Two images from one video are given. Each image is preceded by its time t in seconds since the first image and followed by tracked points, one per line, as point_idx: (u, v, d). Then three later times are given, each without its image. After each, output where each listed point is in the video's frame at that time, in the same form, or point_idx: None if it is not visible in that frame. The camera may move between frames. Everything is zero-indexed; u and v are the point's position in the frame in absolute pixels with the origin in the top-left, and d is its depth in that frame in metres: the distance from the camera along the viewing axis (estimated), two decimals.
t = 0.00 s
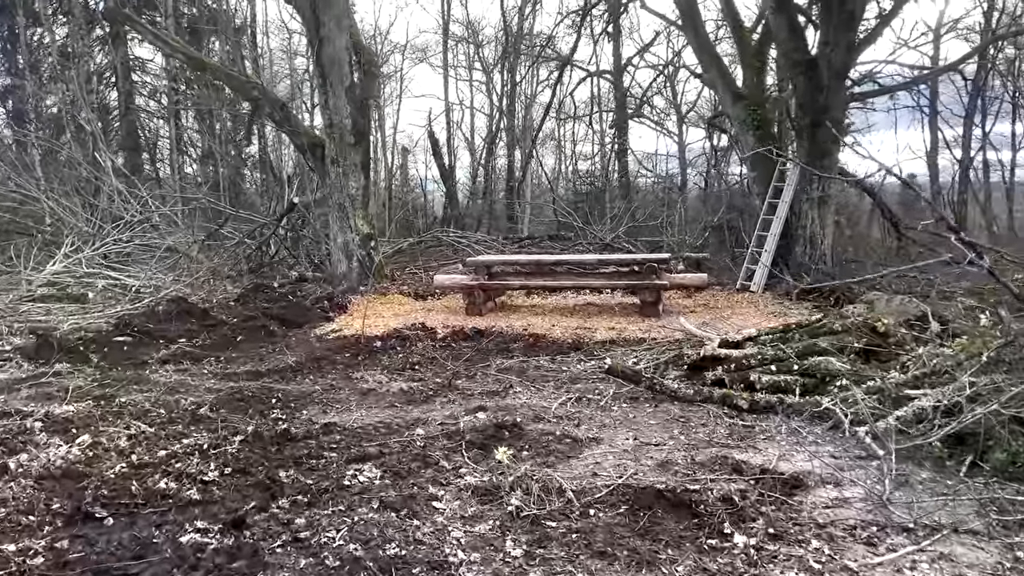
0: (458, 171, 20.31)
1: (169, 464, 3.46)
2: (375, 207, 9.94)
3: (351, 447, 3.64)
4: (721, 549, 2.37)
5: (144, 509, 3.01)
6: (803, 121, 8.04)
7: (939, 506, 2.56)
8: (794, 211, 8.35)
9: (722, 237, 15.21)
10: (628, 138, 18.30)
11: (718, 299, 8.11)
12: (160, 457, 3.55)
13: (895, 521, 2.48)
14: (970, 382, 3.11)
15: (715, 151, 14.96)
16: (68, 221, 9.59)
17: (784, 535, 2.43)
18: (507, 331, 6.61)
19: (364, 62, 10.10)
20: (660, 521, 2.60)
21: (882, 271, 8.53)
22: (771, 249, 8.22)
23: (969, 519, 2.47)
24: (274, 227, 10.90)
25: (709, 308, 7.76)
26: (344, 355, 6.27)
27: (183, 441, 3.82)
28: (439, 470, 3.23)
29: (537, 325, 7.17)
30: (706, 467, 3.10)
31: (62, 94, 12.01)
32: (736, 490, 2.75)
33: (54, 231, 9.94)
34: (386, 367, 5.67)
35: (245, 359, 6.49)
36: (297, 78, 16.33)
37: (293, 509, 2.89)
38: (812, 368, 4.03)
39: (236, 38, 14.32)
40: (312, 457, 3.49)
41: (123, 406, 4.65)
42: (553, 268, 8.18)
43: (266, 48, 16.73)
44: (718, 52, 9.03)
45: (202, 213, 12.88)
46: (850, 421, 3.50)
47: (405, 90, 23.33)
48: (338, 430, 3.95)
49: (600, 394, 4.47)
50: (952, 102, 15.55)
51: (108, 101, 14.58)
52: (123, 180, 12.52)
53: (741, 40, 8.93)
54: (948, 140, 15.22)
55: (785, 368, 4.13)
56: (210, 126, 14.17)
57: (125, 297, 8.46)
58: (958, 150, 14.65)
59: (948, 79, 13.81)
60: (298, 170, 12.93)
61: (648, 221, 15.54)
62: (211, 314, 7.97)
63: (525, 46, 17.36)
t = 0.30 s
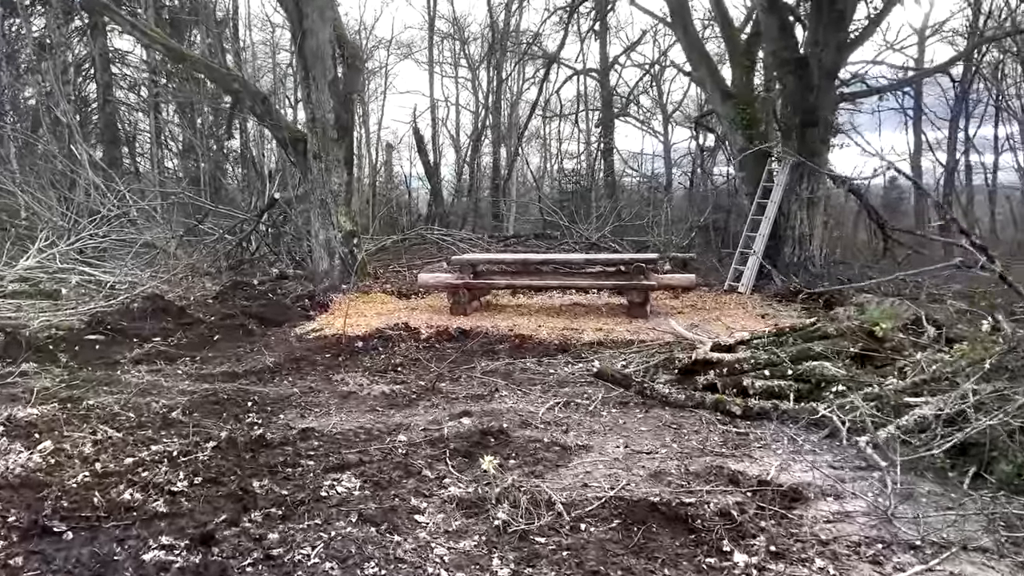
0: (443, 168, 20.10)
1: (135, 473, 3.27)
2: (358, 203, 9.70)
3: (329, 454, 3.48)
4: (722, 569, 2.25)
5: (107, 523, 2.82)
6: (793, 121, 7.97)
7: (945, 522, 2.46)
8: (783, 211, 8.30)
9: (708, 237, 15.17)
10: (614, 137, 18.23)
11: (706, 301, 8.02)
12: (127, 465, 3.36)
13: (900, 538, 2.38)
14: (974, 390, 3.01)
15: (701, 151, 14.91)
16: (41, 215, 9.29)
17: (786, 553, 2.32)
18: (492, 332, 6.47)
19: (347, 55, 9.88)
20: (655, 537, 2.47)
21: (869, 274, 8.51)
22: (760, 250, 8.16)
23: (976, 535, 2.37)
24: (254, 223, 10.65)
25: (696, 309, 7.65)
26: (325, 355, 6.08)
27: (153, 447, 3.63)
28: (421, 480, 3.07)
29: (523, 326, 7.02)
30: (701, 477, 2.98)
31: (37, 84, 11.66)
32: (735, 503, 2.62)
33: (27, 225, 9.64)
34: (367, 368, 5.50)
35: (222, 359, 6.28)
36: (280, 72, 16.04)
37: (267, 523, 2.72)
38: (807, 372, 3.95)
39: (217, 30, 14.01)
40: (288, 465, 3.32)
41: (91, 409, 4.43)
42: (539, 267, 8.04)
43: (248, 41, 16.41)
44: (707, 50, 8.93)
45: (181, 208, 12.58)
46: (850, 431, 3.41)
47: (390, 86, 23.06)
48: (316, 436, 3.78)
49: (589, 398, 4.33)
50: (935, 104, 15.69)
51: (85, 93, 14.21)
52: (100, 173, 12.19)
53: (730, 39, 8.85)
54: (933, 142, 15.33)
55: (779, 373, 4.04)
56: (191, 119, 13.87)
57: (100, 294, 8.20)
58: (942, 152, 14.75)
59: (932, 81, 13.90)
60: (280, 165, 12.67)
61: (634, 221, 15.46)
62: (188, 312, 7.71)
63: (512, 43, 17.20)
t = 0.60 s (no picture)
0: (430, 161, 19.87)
1: (106, 479, 3.07)
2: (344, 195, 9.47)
3: (314, 459, 3.30)
4: None
5: (74, 534, 2.64)
6: (788, 117, 7.86)
7: (964, 537, 2.34)
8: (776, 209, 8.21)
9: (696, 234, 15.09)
10: (603, 132, 18.10)
11: (698, 298, 7.91)
12: (98, 469, 3.16)
13: (920, 555, 2.26)
14: (987, 397, 2.89)
15: (691, 147, 14.82)
16: (16, 204, 8.98)
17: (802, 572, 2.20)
18: (481, 329, 6.30)
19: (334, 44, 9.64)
20: (662, 553, 2.34)
21: (861, 273, 8.45)
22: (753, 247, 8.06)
23: (998, 552, 2.25)
24: (237, 214, 10.38)
25: (688, 308, 7.54)
26: (309, 352, 5.89)
27: (127, 450, 3.44)
28: (411, 488, 2.91)
29: (513, 323, 6.86)
30: (705, 486, 2.84)
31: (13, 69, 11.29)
32: (744, 516, 2.50)
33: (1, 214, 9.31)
34: (353, 366, 5.32)
35: (202, 354, 6.06)
36: (265, 62, 15.72)
37: (247, 535, 2.55)
38: (809, 375, 3.83)
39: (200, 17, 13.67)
40: (270, 470, 3.14)
41: (63, 408, 4.21)
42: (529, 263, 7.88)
43: (234, 30, 16.06)
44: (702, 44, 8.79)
45: (162, 198, 12.26)
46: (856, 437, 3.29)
47: (377, 78, 22.75)
48: (300, 438, 3.59)
49: (584, 400, 4.18)
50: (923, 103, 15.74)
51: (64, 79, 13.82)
52: (78, 161, 11.84)
53: (724, 33, 8.71)
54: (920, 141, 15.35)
55: (780, 375, 3.92)
56: (174, 108, 13.54)
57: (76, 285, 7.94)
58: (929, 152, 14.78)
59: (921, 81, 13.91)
60: (264, 155, 12.40)
61: (623, 216, 15.35)
62: (167, 306, 7.45)
63: (501, 36, 16.99)
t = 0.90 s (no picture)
0: (411, 154, 19.60)
1: (71, 496, 2.88)
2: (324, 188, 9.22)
3: (294, 471, 3.13)
4: None
5: (35, 561, 2.45)
6: (776, 111, 7.76)
7: (978, 556, 2.25)
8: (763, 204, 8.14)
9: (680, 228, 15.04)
10: (585, 126, 17.97)
11: (685, 296, 7.81)
12: (63, 485, 2.97)
13: None
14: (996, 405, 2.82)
15: (674, 141, 14.74)
16: None
17: None
18: (466, 328, 6.15)
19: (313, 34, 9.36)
20: None
21: (847, 270, 8.42)
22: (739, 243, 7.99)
23: (1014, 571, 2.17)
24: (213, 208, 10.09)
25: (675, 305, 7.44)
26: (288, 353, 5.68)
27: (95, 462, 3.24)
28: (397, 503, 2.76)
29: (497, 321, 6.72)
30: (706, 500, 2.73)
31: None
32: (749, 534, 2.41)
33: None
34: (334, 367, 5.14)
35: (177, 354, 5.83)
36: (243, 52, 15.34)
37: (224, 560, 2.39)
38: (806, 378, 3.75)
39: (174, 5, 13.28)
40: (248, 484, 2.97)
41: (26, 416, 3.98)
42: (514, 259, 7.73)
43: (209, 19, 15.64)
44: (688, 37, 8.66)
45: (135, 191, 11.90)
46: (857, 445, 3.20)
47: (356, 69, 22.37)
48: (279, 447, 3.42)
49: (574, 403, 4.05)
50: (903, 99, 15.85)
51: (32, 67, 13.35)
52: (47, 153, 11.45)
53: (710, 26, 8.57)
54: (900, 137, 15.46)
55: (776, 378, 3.83)
56: (148, 98, 13.16)
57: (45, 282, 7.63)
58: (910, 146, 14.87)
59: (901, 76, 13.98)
60: (240, 147, 12.09)
61: (606, 211, 15.24)
62: (140, 303, 7.17)
63: (483, 28, 16.77)
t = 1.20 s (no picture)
0: (400, 157, 19.42)
1: (40, 521, 2.70)
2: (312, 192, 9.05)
3: (279, 490, 2.97)
4: None
5: None
6: (771, 115, 7.68)
7: None
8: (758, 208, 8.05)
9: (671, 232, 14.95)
10: (575, 129, 17.88)
11: (680, 301, 7.69)
12: (34, 508, 2.80)
13: None
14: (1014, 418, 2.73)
15: (665, 144, 14.67)
16: None
17: None
18: (458, 335, 6.00)
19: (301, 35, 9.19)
20: None
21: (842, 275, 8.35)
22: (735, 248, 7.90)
23: None
24: (199, 212, 9.88)
25: (670, 311, 7.32)
26: (274, 362, 5.50)
27: (68, 483, 3.06)
28: (390, 527, 2.62)
29: (490, 328, 6.57)
30: (714, 520, 2.60)
31: None
32: (762, 560, 2.31)
33: None
34: (322, 378, 4.98)
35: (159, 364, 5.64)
36: (230, 54, 15.13)
37: None
38: (811, 389, 3.65)
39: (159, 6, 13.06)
40: (231, 506, 2.82)
41: None
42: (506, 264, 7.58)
43: (197, 21, 15.43)
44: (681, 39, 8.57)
45: (119, 195, 11.66)
46: (867, 459, 3.09)
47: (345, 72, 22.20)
48: (264, 464, 3.26)
49: (572, 415, 3.92)
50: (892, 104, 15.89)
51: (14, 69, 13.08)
52: (29, 156, 11.19)
53: (704, 28, 8.49)
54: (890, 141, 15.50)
55: (780, 389, 3.72)
56: (133, 100, 12.93)
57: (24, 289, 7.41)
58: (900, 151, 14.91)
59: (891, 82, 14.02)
60: (226, 150, 11.89)
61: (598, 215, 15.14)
62: (121, 310, 6.95)
63: (473, 31, 16.65)
